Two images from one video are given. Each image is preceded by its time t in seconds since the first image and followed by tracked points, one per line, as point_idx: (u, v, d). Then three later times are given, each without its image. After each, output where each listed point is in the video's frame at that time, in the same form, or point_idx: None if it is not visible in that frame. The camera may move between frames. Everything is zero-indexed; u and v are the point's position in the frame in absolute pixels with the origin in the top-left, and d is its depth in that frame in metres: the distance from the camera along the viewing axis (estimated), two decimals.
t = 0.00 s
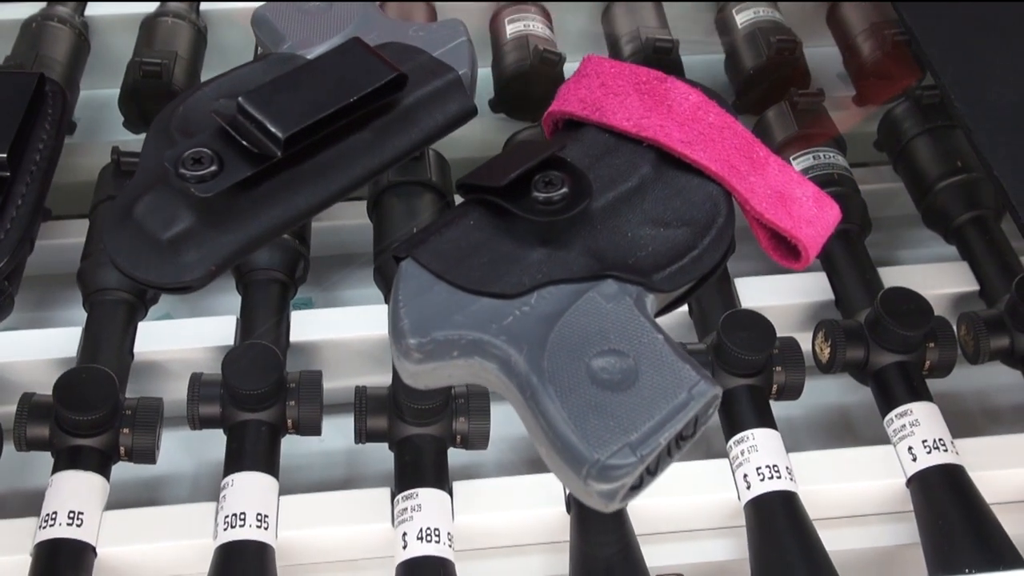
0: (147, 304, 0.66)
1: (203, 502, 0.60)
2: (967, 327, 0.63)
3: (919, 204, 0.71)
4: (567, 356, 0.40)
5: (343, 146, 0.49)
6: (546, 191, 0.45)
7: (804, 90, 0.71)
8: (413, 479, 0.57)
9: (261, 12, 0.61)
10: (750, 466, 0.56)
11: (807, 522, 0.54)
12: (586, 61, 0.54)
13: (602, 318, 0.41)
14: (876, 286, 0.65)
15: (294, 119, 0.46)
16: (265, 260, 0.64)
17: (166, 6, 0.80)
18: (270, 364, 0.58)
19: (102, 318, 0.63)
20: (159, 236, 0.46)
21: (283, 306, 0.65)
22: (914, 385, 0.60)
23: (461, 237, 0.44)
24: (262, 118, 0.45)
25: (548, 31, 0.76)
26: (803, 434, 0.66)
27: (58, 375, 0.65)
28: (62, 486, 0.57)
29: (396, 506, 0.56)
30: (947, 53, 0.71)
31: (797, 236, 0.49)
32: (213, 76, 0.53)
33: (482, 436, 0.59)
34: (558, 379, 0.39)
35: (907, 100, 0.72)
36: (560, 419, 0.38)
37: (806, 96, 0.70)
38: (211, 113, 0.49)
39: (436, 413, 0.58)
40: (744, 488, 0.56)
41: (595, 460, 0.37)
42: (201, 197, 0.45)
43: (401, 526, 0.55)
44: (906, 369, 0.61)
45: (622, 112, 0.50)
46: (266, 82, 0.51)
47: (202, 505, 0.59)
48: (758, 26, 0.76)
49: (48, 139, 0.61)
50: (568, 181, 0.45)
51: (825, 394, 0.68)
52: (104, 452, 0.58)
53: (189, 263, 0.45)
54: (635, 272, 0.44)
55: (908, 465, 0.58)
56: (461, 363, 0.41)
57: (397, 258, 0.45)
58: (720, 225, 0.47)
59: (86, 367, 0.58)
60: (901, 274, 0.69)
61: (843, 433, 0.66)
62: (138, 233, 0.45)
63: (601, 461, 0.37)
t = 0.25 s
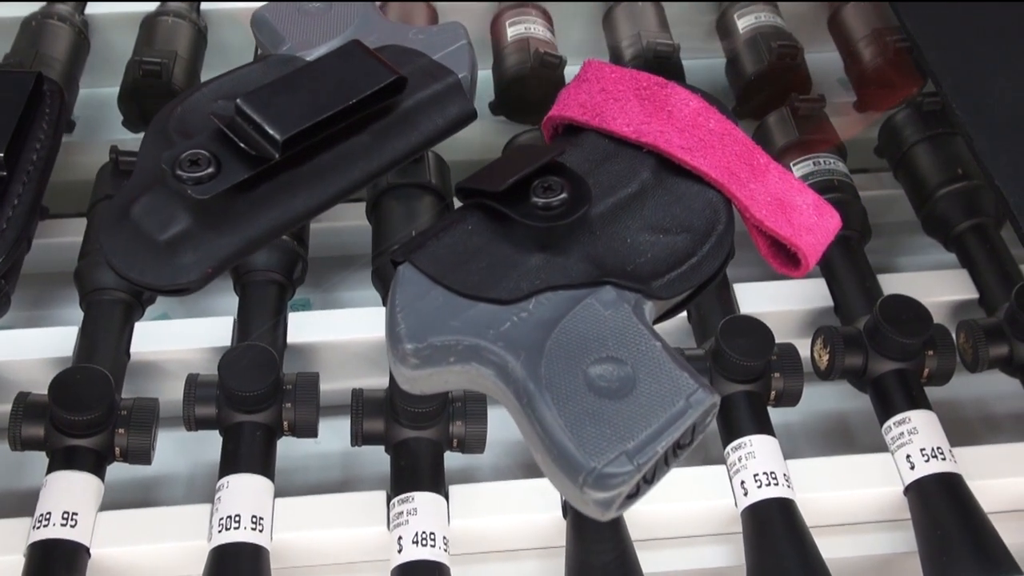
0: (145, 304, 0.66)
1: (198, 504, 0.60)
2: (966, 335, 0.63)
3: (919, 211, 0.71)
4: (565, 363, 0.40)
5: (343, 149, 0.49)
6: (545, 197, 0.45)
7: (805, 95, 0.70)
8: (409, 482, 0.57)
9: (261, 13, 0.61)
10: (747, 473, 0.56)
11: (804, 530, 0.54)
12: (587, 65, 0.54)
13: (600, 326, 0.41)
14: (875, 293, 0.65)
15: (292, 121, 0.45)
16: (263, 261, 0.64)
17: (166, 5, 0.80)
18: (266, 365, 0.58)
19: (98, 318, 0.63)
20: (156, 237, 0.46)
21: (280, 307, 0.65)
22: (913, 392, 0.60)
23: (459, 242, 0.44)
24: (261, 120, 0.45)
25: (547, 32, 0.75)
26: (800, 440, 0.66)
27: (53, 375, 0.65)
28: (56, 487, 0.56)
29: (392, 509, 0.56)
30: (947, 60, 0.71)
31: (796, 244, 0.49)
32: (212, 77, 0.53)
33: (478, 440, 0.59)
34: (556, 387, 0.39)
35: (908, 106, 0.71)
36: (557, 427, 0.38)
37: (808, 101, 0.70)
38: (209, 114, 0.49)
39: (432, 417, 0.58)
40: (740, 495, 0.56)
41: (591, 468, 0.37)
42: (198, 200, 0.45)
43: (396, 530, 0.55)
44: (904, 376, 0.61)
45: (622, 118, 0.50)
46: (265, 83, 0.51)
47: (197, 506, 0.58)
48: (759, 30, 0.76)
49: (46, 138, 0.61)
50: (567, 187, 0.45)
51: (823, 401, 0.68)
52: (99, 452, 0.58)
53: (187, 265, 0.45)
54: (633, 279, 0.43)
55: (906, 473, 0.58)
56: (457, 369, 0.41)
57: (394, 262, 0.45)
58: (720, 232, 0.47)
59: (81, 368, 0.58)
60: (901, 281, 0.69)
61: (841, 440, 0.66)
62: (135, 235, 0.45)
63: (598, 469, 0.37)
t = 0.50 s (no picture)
0: (143, 306, 0.66)
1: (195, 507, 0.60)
2: (965, 339, 0.63)
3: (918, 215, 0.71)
4: (563, 368, 0.39)
5: (341, 153, 0.49)
6: (544, 202, 0.45)
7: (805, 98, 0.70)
8: (408, 486, 0.57)
9: (258, 16, 0.61)
10: (746, 477, 0.56)
11: (803, 534, 0.53)
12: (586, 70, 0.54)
13: (598, 331, 0.41)
14: (874, 297, 0.65)
15: (291, 125, 0.45)
16: (261, 263, 0.64)
17: (165, 5, 0.79)
18: (264, 367, 0.58)
19: (96, 320, 0.63)
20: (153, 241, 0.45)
21: (278, 309, 0.65)
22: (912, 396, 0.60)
23: (457, 247, 0.44)
24: (259, 124, 0.45)
25: (547, 36, 0.75)
26: (799, 444, 0.66)
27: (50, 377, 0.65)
28: (53, 489, 0.56)
29: (390, 513, 0.56)
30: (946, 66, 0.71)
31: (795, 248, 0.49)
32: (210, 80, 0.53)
33: (477, 443, 0.59)
34: (554, 393, 0.39)
35: (908, 110, 0.71)
36: (555, 433, 0.38)
37: (807, 104, 0.69)
38: (207, 117, 0.49)
39: (431, 420, 0.58)
40: (739, 499, 0.56)
41: (590, 475, 0.37)
42: (196, 204, 0.44)
43: (394, 533, 0.55)
44: (903, 380, 0.61)
45: (621, 122, 0.50)
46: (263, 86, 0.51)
47: (194, 509, 0.58)
48: (759, 33, 0.76)
49: (43, 140, 0.60)
50: (565, 192, 0.45)
51: (822, 404, 0.68)
52: (96, 455, 0.58)
53: (184, 269, 0.45)
54: (632, 284, 0.43)
55: (905, 478, 0.58)
56: (455, 375, 0.41)
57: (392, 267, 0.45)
58: (719, 237, 0.47)
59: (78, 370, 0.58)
60: (900, 284, 0.69)
61: (840, 444, 0.66)
62: (132, 239, 0.45)
63: (596, 476, 0.37)
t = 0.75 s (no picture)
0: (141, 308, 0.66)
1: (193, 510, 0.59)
2: (965, 345, 0.62)
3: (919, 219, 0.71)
4: (562, 376, 0.39)
5: (340, 157, 0.49)
6: (544, 209, 0.45)
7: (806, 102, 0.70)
8: (406, 490, 0.56)
9: (258, 19, 0.61)
10: (745, 482, 0.56)
11: (802, 540, 0.53)
12: (587, 75, 0.53)
13: (597, 338, 0.41)
14: (874, 302, 0.65)
15: (290, 130, 0.45)
16: (261, 265, 0.64)
17: (166, 7, 0.79)
18: (263, 370, 0.58)
19: (95, 322, 0.63)
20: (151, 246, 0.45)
21: (277, 312, 0.65)
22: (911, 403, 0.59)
23: (456, 254, 0.44)
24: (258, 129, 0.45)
25: (548, 38, 0.75)
26: (799, 449, 0.66)
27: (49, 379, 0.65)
28: (50, 492, 0.56)
29: (388, 517, 0.56)
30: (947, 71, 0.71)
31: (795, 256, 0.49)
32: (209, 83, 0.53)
33: (475, 447, 0.59)
34: (552, 400, 0.39)
35: (909, 114, 0.71)
36: (554, 441, 0.38)
37: (808, 109, 0.69)
38: (206, 121, 0.49)
39: (429, 424, 0.58)
40: (738, 505, 0.56)
41: (588, 484, 0.37)
42: (194, 209, 0.44)
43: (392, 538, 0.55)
44: (903, 386, 0.60)
45: (621, 128, 0.50)
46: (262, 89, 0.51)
47: (192, 512, 0.58)
48: (760, 38, 0.76)
49: (42, 143, 0.60)
50: (566, 198, 0.45)
51: (822, 410, 0.68)
52: (94, 458, 0.58)
53: (182, 274, 0.45)
54: (631, 292, 0.43)
55: (905, 484, 0.58)
56: (453, 382, 0.41)
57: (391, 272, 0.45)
58: (719, 245, 0.46)
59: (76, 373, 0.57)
60: (900, 290, 0.69)
61: (839, 449, 0.66)
62: (131, 244, 0.45)
63: (594, 485, 0.37)
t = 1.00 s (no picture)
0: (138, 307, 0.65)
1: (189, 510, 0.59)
2: (965, 346, 0.62)
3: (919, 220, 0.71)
4: (558, 378, 0.39)
5: (337, 157, 0.49)
6: (541, 209, 0.44)
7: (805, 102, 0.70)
8: (403, 491, 0.56)
9: (255, 18, 0.61)
10: (743, 484, 0.56)
11: (800, 542, 0.53)
12: (585, 73, 0.53)
13: (594, 340, 0.40)
14: (873, 303, 0.64)
15: (286, 130, 0.45)
16: (258, 264, 0.64)
17: (164, 5, 0.79)
18: (259, 370, 0.57)
19: (91, 321, 0.63)
20: (146, 245, 0.45)
21: (274, 312, 0.65)
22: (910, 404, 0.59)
23: (453, 254, 0.44)
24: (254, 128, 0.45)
25: (547, 37, 0.75)
26: (797, 450, 0.65)
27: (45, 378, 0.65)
28: (46, 492, 0.56)
29: (385, 518, 0.56)
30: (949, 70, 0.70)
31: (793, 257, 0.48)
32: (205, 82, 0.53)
33: (473, 448, 0.59)
34: (548, 403, 0.39)
35: (908, 114, 0.71)
36: (549, 444, 0.38)
37: (807, 108, 0.69)
38: (202, 120, 0.48)
39: (427, 424, 0.57)
40: (736, 506, 0.55)
41: (584, 486, 0.37)
42: (189, 208, 0.44)
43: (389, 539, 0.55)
44: (903, 387, 0.60)
45: (619, 128, 0.50)
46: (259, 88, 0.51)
47: (188, 512, 0.58)
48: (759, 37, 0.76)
49: (37, 142, 0.60)
50: (562, 199, 0.45)
51: (820, 410, 0.68)
52: (89, 457, 0.58)
53: (177, 273, 0.45)
54: (629, 293, 0.43)
55: (903, 486, 0.57)
56: (449, 383, 0.41)
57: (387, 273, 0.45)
58: (716, 245, 0.46)
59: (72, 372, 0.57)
60: (900, 290, 0.68)
61: (838, 450, 0.65)
62: (125, 243, 0.45)
63: (590, 488, 0.37)
